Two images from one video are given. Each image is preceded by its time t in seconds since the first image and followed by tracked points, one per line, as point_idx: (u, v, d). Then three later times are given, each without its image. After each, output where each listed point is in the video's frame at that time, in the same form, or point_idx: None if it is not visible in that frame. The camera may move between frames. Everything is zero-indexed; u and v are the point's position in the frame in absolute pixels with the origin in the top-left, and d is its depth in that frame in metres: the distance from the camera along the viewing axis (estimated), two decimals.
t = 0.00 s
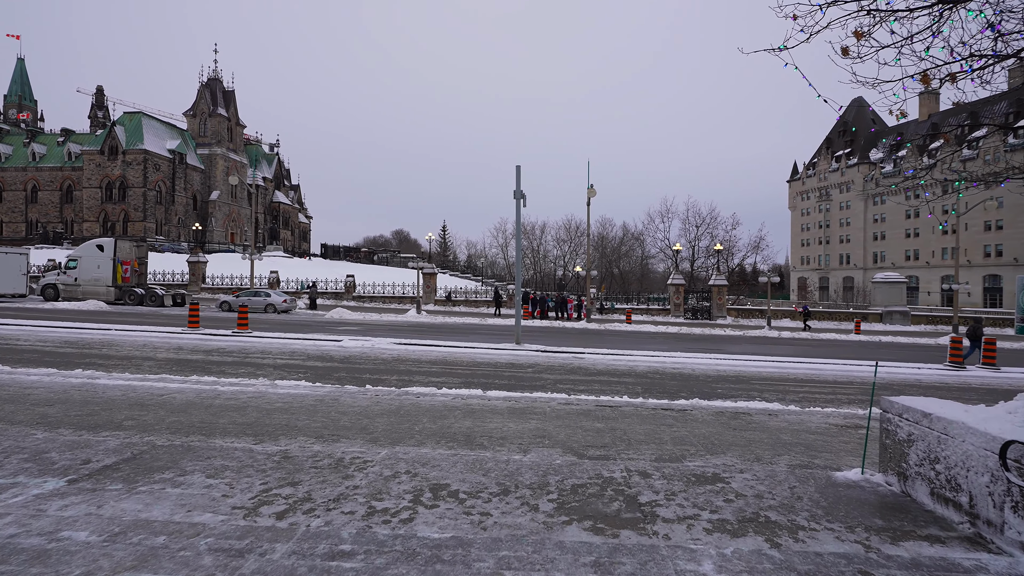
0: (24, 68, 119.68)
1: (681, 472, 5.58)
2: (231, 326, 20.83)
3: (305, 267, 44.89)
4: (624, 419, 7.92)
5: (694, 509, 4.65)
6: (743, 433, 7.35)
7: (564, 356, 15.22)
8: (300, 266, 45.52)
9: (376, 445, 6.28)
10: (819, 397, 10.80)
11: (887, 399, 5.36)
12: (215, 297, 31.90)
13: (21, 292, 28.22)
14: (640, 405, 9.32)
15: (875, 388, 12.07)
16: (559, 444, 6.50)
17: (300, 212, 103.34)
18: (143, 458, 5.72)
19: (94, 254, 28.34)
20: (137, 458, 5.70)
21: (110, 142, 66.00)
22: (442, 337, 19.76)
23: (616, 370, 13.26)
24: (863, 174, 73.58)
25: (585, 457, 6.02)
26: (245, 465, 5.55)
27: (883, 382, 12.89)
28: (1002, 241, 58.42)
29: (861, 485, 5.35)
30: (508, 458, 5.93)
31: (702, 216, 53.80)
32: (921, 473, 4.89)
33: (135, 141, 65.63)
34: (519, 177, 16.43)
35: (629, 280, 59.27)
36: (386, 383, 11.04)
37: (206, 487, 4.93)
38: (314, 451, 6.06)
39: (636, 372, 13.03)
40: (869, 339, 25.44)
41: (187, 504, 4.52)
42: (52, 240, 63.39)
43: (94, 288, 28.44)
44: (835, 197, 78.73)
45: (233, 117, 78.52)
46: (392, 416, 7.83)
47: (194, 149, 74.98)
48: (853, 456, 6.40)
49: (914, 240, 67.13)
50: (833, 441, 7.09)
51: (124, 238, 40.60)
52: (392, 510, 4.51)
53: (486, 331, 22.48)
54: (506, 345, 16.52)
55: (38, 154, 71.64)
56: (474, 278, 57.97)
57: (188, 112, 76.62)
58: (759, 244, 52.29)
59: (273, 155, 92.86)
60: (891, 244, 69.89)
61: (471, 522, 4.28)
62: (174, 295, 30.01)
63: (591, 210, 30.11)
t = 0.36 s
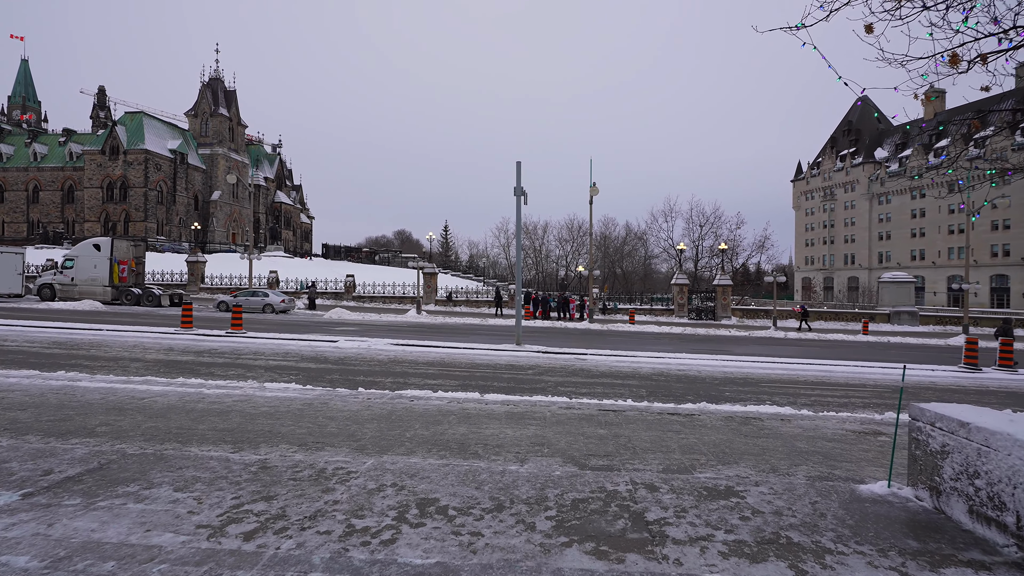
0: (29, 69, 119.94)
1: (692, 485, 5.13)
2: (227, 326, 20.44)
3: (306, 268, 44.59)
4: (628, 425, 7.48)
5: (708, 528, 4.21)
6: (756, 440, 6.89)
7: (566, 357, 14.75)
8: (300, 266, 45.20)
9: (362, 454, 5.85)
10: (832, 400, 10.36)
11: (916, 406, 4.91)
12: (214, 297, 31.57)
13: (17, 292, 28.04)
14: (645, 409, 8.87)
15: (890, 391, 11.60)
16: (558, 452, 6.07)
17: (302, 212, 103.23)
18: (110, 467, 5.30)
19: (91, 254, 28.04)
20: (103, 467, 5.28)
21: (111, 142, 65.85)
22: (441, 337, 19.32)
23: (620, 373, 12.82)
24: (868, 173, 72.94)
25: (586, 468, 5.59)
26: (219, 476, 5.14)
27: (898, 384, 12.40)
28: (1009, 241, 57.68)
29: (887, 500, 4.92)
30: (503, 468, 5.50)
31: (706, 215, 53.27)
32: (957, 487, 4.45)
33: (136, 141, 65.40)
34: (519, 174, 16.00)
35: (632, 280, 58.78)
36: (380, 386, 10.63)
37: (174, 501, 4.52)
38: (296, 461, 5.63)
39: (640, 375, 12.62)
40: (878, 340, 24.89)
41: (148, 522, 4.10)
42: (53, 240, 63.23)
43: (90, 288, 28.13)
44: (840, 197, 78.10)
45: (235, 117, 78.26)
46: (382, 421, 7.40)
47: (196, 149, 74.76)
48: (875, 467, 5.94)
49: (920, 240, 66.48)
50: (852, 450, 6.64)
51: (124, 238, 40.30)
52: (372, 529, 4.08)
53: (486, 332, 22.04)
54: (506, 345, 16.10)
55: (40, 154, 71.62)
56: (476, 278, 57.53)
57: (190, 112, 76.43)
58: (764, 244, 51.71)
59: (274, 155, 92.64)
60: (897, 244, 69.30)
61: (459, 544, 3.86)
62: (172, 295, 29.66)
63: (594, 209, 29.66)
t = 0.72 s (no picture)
0: (30, 69, 119.99)
1: (698, 508, 4.67)
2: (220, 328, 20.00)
3: (304, 268, 44.20)
4: (629, 437, 7.01)
5: (716, 562, 3.75)
6: (765, 454, 6.43)
7: (565, 361, 14.28)
8: (298, 266, 44.80)
9: (339, 472, 5.39)
10: (843, 407, 9.89)
11: (947, 422, 4.45)
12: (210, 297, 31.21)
13: (11, 293, 27.68)
14: (646, 418, 8.42)
15: (902, 397, 11.12)
16: (553, 469, 5.63)
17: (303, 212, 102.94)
18: (60, 487, 4.85)
19: (85, 254, 27.68)
20: (53, 488, 4.83)
21: (111, 142, 65.63)
22: (437, 339, 18.88)
23: (621, 377, 12.34)
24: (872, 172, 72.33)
25: (583, 488, 5.13)
26: (179, 498, 4.68)
27: (911, 389, 11.92)
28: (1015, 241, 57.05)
29: (914, 525, 4.45)
30: (492, 488, 5.04)
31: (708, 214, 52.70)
32: (993, 513, 3.99)
33: (136, 141, 65.09)
34: (518, 171, 15.49)
35: (634, 280, 58.22)
36: (369, 392, 10.19)
37: (122, 529, 4.07)
38: (266, 479, 5.17)
39: (641, 379, 12.13)
40: (885, 342, 24.37)
41: (86, 557, 3.65)
42: (52, 240, 62.97)
43: (84, 289, 27.75)
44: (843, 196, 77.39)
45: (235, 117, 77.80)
46: (367, 433, 6.94)
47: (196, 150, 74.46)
48: (896, 486, 5.48)
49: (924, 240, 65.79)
50: (868, 466, 6.16)
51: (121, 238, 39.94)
52: (339, 563, 3.64)
53: (484, 333, 21.60)
54: (503, 348, 15.64)
55: (39, 153, 71.42)
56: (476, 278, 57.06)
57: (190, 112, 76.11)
58: (767, 243, 51.08)
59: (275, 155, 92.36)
60: (901, 244, 68.67)
61: None
62: (167, 296, 29.25)
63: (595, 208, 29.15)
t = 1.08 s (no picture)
0: (31, 70, 119.72)
1: (703, 532, 4.23)
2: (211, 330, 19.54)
3: (302, 269, 43.81)
4: (628, 447, 6.58)
5: None
6: (775, 466, 5.98)
7: (562, 363, 13.86)
8: (296, 267, 44.38)
9: (311, 489, 4.96)
10: (852, 413, 9.44)
11: (978, 437, 4.02)
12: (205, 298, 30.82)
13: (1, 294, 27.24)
14: (646, 425, 7.99)
15: (913, 402, 10.67)
16: (545, 485, 5.20)
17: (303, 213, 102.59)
18: None
19: (76, 254, 27.23)
20: None
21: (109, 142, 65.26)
22: (432, 341, 18.43)
23: (620, 381, 11.88)
24: (874, 172, 71.89)
25: (575, 507, 4.70)
26: (128, 520, 4.23)
27: (922, 394, 11.45)
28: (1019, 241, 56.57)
29: (940, 552, 4.03)
30: (477, 508, 4.61)
31: (710, 213, 52.20)
32: None
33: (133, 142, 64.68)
34: (514, 168, 15.05)
35: (634, 281, 57.72)
36: (355, 397, 9.73)
37: (56, 560, 3.61)
38: (230, 497, 4.73)
39: (642, 384, 11.68)
40: (891, 343, 23.89)
41: None
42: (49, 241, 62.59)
43: (76, 290, 27.30)
44: (845, 196, 76.87)
45: (234, 117, 77.39)
46: (348, 443, 6.51)
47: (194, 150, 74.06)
48: (917, 505, 5.04)
49: (927, 240, 65.22)
50: (885, 480, 5.72)
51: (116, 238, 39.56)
52: None
53: (480, 335, 21.14)
54: (499, 350, 15.21)
55: (36, 154, 71.07)
56: (475, 278, 56.58)
57: (188, 112, 75.71)
58: (770, 243, 50.49)
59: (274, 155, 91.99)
60: (903, 244, 68.16)
61: None
62: (160, 296, 28.89)
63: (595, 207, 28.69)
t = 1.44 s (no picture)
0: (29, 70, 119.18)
1: (714, 556, 3.79)
2: (202, 331, 19.10)
3: (298, 269, 43.38)
4: (628, 457, 6.15)
5: None
6: (787, 477, 5.54)
7: (560, 365, 13.44)
8: (292, 267, 43.95)
9: (281, 505, 4.51)
10: (861, 417, 9.02)
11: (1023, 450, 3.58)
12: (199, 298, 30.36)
13: None
14: (649, 431, 7.54)
15: (925, 406, 10.24)
16: (538, 501, 4.76)
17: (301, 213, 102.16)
18: None
19: (67, 254, 26.77)
20: None
21: (105, 141, 64.80)
22: (427, 342, 17.98)
23: (619, 384, 11.45)
24: (875, 172, 71.56)
25: (571, 525, 4.27)
26: (71, 544, 3.78)
27: (933, 397, 11.03)
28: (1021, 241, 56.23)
29: None
30: (463, 527, 4.17)
31: (710, 213, 51.77)
32: None
33: (130, 141, 64.22)
34: (511, 163, 14.60)
35: (634, 281, 57.27)
36: (342, 401, 9.29)
37: None
38: (190, 515, 4.27)
39: (642, 387, 11.25)
40: (896, 345, 23.46)
41: None
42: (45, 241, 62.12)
43: (67, 290, 26.87)
44: (846, 196, 76.45)
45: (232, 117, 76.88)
46: (328, 452, 6.06)
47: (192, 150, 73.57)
48: (946, 523, 4.60)
49: (928, 240, 64.78)
50: (905, 493, 5.28)
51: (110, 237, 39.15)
52: None
53: (477, 336, 20.70)
54: (495, 352, 14.75)
55: (32, 154, 70.57)
56: (473, 279, 56.15)
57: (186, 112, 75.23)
58: (771, 243, 50.05)
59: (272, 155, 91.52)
60: (904, 244, 67.73)
61: None
62: (153, 296, 28.44)
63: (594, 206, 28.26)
